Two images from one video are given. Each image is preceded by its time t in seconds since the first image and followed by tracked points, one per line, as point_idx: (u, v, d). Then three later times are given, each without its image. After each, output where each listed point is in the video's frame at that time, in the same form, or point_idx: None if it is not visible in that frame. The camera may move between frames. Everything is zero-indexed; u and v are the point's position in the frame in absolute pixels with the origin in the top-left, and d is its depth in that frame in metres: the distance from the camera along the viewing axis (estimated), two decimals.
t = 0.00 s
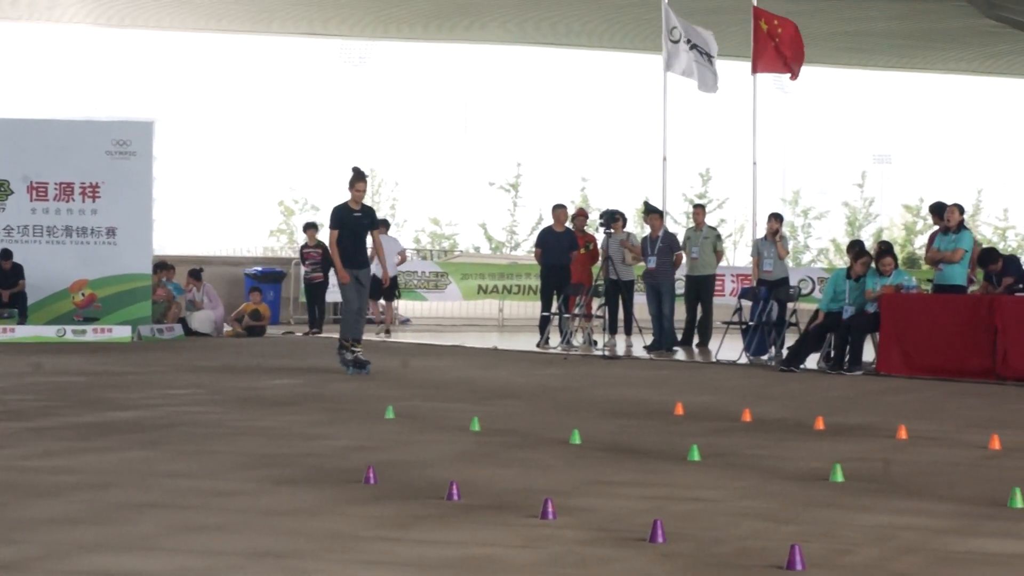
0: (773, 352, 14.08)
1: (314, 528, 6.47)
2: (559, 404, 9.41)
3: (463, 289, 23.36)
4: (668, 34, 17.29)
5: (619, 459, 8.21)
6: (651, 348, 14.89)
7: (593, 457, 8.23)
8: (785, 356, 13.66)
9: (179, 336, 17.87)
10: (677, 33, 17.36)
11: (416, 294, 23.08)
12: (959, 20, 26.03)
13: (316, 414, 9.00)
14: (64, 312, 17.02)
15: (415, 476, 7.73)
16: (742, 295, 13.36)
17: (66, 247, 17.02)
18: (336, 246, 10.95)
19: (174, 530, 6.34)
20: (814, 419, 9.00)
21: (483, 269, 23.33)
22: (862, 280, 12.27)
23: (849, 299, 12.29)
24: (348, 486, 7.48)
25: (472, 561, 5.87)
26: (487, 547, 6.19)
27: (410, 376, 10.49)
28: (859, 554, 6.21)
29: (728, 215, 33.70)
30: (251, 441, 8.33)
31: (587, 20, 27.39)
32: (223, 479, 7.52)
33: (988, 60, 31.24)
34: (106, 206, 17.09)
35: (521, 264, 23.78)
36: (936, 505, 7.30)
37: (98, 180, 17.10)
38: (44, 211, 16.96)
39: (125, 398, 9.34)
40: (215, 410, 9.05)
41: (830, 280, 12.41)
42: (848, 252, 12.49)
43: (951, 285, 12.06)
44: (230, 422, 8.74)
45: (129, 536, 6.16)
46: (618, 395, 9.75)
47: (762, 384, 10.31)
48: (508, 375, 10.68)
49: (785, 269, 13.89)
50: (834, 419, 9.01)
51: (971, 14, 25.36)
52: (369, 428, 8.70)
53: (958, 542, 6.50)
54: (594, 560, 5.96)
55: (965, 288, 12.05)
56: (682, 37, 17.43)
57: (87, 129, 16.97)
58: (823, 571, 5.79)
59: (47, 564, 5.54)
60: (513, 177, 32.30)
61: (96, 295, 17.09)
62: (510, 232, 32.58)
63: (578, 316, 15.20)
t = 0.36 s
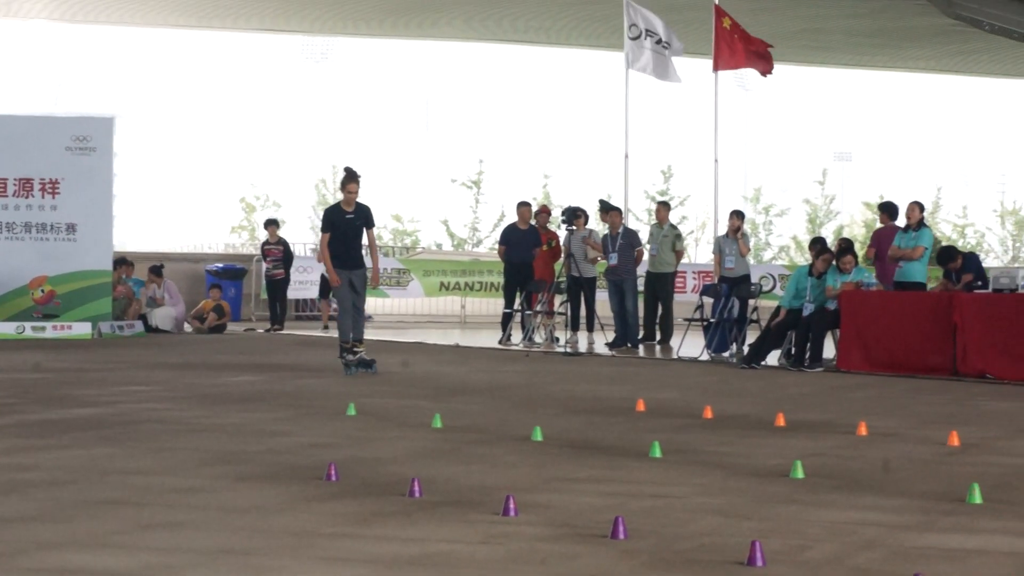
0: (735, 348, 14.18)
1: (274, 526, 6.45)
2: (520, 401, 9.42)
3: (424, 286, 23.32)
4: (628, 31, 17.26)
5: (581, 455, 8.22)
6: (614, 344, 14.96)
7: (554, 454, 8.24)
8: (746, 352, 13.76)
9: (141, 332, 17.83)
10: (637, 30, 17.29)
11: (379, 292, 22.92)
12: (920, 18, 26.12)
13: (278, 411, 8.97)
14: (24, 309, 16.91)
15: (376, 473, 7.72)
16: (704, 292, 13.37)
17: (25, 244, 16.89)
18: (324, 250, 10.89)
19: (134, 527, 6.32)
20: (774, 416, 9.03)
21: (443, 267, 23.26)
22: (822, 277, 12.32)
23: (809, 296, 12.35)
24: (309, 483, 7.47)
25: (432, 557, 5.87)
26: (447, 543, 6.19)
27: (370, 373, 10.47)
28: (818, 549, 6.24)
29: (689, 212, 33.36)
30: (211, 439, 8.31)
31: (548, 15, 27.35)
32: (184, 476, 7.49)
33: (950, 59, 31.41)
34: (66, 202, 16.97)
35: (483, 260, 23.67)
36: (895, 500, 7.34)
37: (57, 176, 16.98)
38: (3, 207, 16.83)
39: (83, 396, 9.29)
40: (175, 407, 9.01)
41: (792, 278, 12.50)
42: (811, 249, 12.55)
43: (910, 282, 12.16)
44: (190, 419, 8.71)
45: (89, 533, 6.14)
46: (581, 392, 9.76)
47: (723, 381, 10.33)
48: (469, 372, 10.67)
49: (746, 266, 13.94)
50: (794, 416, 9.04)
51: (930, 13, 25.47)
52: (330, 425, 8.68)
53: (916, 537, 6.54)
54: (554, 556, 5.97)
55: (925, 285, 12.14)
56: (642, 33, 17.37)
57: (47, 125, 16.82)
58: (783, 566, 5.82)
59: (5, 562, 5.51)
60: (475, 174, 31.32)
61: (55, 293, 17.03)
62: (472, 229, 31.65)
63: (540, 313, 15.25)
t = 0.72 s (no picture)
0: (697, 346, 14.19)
1: (236, 525, 6.41)
2: (484, 399, 9.41)
3: (387, 284, 23.25)
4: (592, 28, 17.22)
5: (543, 453, 8.22)
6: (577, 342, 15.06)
7: (517, 452, 8.24)
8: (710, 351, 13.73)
9: (101, 331, 17.93)
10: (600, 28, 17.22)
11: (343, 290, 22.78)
12: (881, 16, 26.30)
13: (241, 410, 8.94)
14: None
15: (338, 472, 7.70)
16: (667, 290, 13.35)
17: None
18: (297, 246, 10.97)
19: (96, 526, 6.27)
20: (738, 413, 9.04)
21: (407, 265, 23.20)
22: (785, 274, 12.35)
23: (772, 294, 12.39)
24: (272, 482, 7.44)
25: (396, 556, 5.84)
26: (411, 542, 6.17)
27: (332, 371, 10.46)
28: (782, 547, 6.24)
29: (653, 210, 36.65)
30: (173, 437, 8.27)
31: (512, 10, 27.46)
32: (145, 475, 7.45)
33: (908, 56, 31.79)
34: (27, 201, 16.83)
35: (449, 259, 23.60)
36: (859, 498, 7.35)
37: (17, 174, 16.82)
38: None
39: (44, 395, 9.24)
40: (137, 405, 8.98)
41: (754, 275, 12.52)
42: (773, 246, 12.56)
43: (873, 280, 12.24)
44: (152, 418, 8.67)
45: (51, 532, 6.09)
46: (545, 390, 9.76)
47: (686, 379, 10.35)
48: (432, 370, 10.67)
49: (710, 264, 13.97)
50: (757, 413, 9.06)
51: (892, 11, 25.61)
52: (293, 424, 8.65)
53: (878, 534, 6.55)
54: (518, 554, 5.95)
55: (887, 284, 12.23)
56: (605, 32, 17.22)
57: (6, 122, 16.67)
58: (746, 564, 5.83)
59: None
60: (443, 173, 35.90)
61: (16, 290, 16.95)
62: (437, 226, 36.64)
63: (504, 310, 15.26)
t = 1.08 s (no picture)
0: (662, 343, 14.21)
1: (200, 523, 6.38)
2: (449, 396, 9.40)
3: (351, 281, 23.23)
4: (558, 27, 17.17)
5: (507, 449, 8.21)
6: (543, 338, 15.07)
7: (481, 448, 8.23)
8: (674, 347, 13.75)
9: (63, 328, 17.72)
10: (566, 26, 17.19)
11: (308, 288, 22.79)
12: (844, 13, 26.46)
13: (205, 407, 8.91)
14: None
15: (302, 469, 7.67)
16: (632, 286, 13.36)
17: None
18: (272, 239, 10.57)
19: (59, 524, 6.23)
20: (701, 410, 9.05)
21: (373, 261, 23.27)
22: (746, 270, 12.34)
23: (734, 291, 12.35)
24: (235, 479, 7.41)
25: (360, 554, 5.81)
26: (375, 539, 6.15)
27: (294, 368, 10.45)
28: (746, 543, 6.25)
29: (618, 207, 39.23)
30: (136, 435, 8.23)
31: (478, 5, 27.59)
32: (108, 473, 7.41)
33: (868, 53, 32.18)
34: None
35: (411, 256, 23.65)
36: (824, 495, 7.36)
37: None
38: None
39: (5, 392, 9.18)
40: (100, 403, 8.94)
41: (714, 272, 12.42)
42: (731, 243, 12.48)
43: (837, 277, 12.23)
44: (115, 415, 8.63)
45: (12, 532, 6.05)
46: (508, 386, 9.77)
47: (651, 375, 10.37)
48: (395, 367, 10.66)
49: (675, 261, 14.02)
50: (721, 410, 9.06)
51: (854, 8, 25.73)
52: (256, 421, 8.62)
53: (842, 531, 6.55)
54: (482, 552, 5.93)
55: (849, 280, 12.23)
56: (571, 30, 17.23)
57: None
58: (710, 560, 5.82)
59: None
60: (403, 169, 37.89)
61: None
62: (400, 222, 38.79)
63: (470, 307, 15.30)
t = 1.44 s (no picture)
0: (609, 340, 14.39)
1: (146, 521, 6.35)
2: (398, 393, 9.41)
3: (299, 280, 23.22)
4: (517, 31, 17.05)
5: (455, 447, 8.23)
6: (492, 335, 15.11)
7: (428, 446, 8.24)
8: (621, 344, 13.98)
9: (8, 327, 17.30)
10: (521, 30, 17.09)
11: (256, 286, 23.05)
12: (794, 13, 26.52)
13: (153, 405, 8.88)
14: None
15: (250, 467, 7.65)
16: (580, 285, 13.52)
17: None
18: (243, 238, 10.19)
19: (3, 524, 6.18)
20: (649, 408, 9.09)
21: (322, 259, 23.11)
22: (688, 267, 12.56)
23: (676, 287, 12.54)
24: (182, 478, 7.38)
25: (308, 551, 5.79)
26: (322, 538, 6.12)
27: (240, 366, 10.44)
28: (691, 540, 6.26)
29: (566, 205, 35.64)
30: (82, 433, 8.19)
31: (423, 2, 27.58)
32: (55, 472, 7.36)
33: (818, 53, 32.47)
34: None
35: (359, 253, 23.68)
36: (771, 491, 7.40)
37: None
38: None
39: None
40: (45, 402, 8.88)
41: (657, 268, 12.63)
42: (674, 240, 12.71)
43: (782, 275, 12.29)
44: (61, 414, 8.58)
45: None
46: (456, 384, 9.78)
47: (600, 372, 10.41)
48: (341, 365, 10.65)
49: (623, 259, 14.00)
50: (669, 408, 9.11)
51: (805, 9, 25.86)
52: (203, 419, 8.60)
53: (789, 527, 6.58)
54: (430, 550, 5.92)
55: (797, 278, 12.27)
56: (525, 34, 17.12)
57: None
58: (657, 557, 5.83)
59: None
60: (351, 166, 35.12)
61: None
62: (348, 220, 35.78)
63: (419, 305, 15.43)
